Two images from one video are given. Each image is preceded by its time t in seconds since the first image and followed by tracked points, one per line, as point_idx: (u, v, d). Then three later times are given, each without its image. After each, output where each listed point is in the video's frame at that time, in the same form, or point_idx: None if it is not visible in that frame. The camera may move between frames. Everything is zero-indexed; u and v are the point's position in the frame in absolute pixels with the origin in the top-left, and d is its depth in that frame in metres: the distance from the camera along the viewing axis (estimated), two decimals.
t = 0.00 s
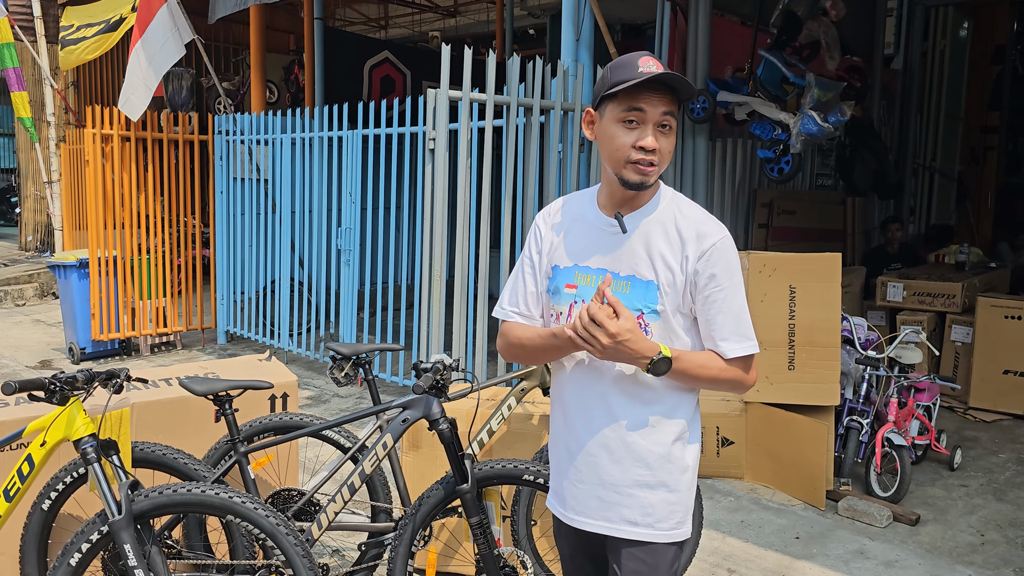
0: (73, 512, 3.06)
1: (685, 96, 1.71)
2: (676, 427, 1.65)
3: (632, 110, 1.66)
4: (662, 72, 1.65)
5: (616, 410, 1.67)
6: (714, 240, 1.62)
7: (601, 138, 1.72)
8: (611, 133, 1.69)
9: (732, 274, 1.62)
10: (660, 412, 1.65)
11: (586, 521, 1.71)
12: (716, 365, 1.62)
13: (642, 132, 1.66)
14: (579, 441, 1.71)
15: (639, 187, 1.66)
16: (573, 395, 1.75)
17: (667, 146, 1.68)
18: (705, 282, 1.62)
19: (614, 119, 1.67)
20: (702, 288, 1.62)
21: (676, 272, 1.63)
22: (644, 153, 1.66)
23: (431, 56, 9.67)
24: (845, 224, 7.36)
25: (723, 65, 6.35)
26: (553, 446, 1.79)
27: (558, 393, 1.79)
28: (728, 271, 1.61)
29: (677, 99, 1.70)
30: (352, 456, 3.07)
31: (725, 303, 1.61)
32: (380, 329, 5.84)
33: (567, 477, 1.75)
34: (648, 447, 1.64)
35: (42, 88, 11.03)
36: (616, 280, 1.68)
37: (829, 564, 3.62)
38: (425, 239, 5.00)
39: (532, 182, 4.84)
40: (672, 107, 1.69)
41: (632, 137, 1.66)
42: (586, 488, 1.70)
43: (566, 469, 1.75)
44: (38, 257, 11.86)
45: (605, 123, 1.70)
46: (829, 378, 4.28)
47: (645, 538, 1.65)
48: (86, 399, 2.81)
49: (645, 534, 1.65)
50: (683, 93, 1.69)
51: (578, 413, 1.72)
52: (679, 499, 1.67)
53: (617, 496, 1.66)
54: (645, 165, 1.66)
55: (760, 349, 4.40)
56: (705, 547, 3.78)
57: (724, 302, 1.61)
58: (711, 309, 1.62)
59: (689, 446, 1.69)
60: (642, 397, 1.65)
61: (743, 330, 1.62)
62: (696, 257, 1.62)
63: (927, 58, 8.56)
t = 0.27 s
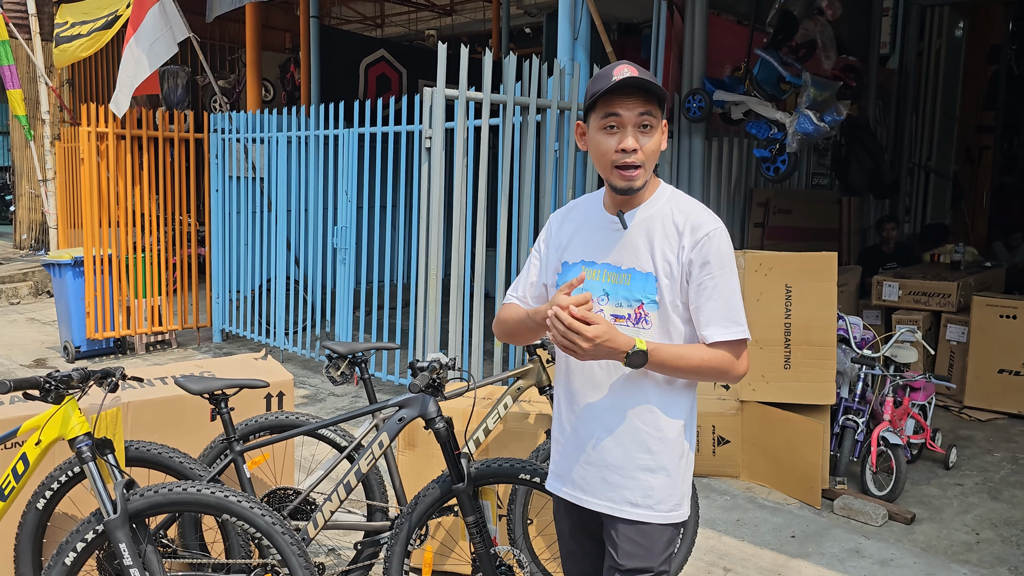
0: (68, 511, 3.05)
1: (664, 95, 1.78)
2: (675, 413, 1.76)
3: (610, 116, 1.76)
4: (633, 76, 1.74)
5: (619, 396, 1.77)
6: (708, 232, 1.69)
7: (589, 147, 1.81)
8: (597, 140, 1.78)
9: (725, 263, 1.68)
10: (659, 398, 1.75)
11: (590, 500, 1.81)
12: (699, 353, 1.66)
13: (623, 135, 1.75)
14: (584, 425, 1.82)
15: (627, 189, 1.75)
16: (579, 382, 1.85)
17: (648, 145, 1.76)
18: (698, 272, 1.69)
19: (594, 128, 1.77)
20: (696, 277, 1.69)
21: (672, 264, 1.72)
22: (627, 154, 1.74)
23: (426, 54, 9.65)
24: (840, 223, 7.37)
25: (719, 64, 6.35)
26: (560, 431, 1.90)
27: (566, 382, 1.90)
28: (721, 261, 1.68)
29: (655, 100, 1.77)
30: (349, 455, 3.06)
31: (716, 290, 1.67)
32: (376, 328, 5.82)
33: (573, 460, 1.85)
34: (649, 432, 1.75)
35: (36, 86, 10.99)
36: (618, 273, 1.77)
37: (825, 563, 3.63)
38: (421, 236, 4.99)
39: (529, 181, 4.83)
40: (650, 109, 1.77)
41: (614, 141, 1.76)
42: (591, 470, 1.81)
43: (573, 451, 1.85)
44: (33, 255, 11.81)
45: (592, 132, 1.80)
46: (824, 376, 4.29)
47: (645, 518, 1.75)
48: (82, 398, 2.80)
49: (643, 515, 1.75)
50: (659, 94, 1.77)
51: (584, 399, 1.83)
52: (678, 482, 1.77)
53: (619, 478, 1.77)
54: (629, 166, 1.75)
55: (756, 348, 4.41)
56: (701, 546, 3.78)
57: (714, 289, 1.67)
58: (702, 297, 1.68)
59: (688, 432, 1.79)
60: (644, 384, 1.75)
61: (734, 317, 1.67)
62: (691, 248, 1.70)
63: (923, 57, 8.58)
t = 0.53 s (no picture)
0: (60, 511, 3.04)
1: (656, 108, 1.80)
2: (664, 402, 1.76)
3: (609, 135, 1.76)
4: (627, 93, 1.74)
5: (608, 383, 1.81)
6: (697, 228, 1.70)
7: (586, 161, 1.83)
8: (595, 157, 1.79)
9: (714, 258, 1.68)
10: (648, 386, 1.77)
11: (583, 484, 1.87)
12: (699, 351, 1.67)
13: (621, 154, 1.77)
14: (578, 410, 1.87)
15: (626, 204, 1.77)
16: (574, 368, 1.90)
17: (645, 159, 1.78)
18: (686, 266, 1.70)
19: (592, 146, 1.77)
20: (684, 271, 1.70)
21: (660, 258, 1.73)
22: (625, 171, 1.76)
23: (420, 53, 9.65)
24: (833, 223, 7.39)
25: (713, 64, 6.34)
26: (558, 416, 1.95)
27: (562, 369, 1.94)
28: (709, 256, 1.68)
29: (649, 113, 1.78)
30: (342, 454, 3.06)
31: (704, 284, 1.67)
32: (369, 327, 5.80)
33: (569, 443, 1.91)
34: (636, 419, 1.77)
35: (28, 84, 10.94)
36: (609, 266, 1.80)
37: (818, 562, 3.64)
38: (414, 234, 4.99)
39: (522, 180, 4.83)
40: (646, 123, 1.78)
41: (612, 159, 1.77)
42: (584, 453, 1.86)
43: (569, 435, 1.91)
44: (24, 254, 11.77)
45: (587, 147, 1.81)
46: (818, 376, 4.29)
47: (631, 504, 1.78)
48: (73, 398, 2.79)
49: (630, 500, 1.78)
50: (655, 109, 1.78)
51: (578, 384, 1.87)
52: (665, 470, 1.78)
53: (608, 462, 1.80)
54: (628, 182, 1.76)
55: (750, 347, 4.41)
56: (694, 545, 3.78)
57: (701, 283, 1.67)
58: (692, 291, 1.69)
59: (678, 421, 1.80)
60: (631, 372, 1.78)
61: (724, 311, 1.67)
62: (678, 243, 1.72)
63: (915, 58, 8.61)
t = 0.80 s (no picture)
0: (51, 511, 3.03)
1: (664, 105, 1.80)
2: (655, 401, 1.77)
3: (611, 117, 1.77)
4: (640, 83, 1.74)
5: (599, 383, 1.80)
6: (686, 227, 1.71)
7: (585, 142, 1.83)
8: (594, 138, 1.79)
9: (702, 257, 1.69)
10: (641, 385, 1.77)
11: (573, 485, 1.85)
12: (668, 347, 1.67)
13: (620, 138, 1.77)
14: (568, 411, 1.86)
15: (612, 188, 1.78)
16: (565, 369, 1.88)
17: (642, 152, 1.79)
18: (675, 265, 1.70)
19: (594, 125, 1.77)
20: (672, 270, 1.70)
21: (651, 257, 1.74)
22: (619, 157, 1.77)
23: (413, 53, 9.64)
24: (826, 223, 7.42)
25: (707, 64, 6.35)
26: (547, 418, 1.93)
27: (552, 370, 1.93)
28: (699, 255, 1.69)
29: (655, 108, 1.78)
30: (335, 454, 3.06)
31: (692, 283, 1.68)
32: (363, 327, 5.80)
33: (559, 446, 1.89)
34: (628, 419, 1.77)
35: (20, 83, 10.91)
36: (601, 267, 1.80)
37: (811, 561, 3.65)
38: (408, 234, 4.99)
39: (516, 180, 4.83)
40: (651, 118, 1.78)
41: (611, 141, 1.77)
42: (574, 455, 1.84)
43: (558, 437, 1.89)
44: (16, 254, 11.73)
45: (590, 127, 1.81)
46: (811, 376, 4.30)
47: (623, 504, 1.77)
48: (65, 398, 2.78)
49: (623, 500, 1.77)
50: (661, 103, 1.78)
51: (569, 385, 1.86)
52: (656, 469, 1.78)
53: (600, 463, 1.79)
54: (621, 167, 1.77)
55: (743, 347, 4.42)
56: (687, 545, 3.79)
57: (691, 281, 1.68)
58: (679, 289, 1.70)
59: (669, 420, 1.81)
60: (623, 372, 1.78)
61: (711, 309, 1.68)
62: (668, 242, 1.72)
63: (908, 58, 8.64)
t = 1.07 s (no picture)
0: (44, 511, 3.01)
1: (646, 100, 1.80)
2: (650, 400, 1.78)
3: (592, 114, 1.78)
4: (618, 78, 1.75)
5: (596, 382, 1.80)
6: (679, 225, 1.71)
7: (569, 143, 1.83)
8: (577, 136, 1.80)
9: (696, 256, 1.71)
10: (638, 385, 1.77)
11: (567, 489, 1.83)
12: (662, 354, 1.71)
13: (602, 133, 1.77)
14: (562, 413, 1.84)
15: (599, 186, 1.77)
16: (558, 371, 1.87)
17: (627, 149, 1.78)
18: (670, 265, 1.71)
19: (576, 124, 1.78)
20: (668, 270, 1.72)
21: (645, 257, 1.74)
22: (603, 152, 1.76)
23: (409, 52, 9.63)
24: (821, 223, 7.43)
25: (702, 64, 6.35)
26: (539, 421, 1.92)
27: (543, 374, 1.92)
28: (693, 254, 1.70)
29: (637, 103, 1.79)
30: (330, 454, 3.05)
31: (688, 283, 1.69)
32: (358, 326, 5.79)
33: (551, 449, 1.87)
34: (625, 419, 1.77)
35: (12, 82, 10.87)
36: (592, 267, 1.79)
37: (805, 560, 3.65)
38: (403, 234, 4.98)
39: (511, 179, 4.83)
40: (632, 114, 1.79)
41: (593, 138, 1.77)
42: (568, 458, 1.83)
43: (551, 441, 1.87)
44: (9, 252, 11.68)
45: (573, 127, 1.82)
46: (805, 375, 4.31)
47: (620, 504, 1.77)
48: (58, 397, 2.77)
49: (619, 501, 1.77)
50: (642, 96, 1.79)
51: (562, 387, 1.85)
52: (652, 469, 1.79)
53: (596, 465, 1.79)
54: (605, 164, 1.77)
55: (737, 346, 4.43)
56: (681, 544, 3.79)
57: (688, 281, 1.69)
58: (675, 289, 1.71)
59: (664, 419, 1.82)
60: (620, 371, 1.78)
61: (707, 309, 1.70)
62: (662, 241, 1.73)
63: (902, 58, 8.67)
